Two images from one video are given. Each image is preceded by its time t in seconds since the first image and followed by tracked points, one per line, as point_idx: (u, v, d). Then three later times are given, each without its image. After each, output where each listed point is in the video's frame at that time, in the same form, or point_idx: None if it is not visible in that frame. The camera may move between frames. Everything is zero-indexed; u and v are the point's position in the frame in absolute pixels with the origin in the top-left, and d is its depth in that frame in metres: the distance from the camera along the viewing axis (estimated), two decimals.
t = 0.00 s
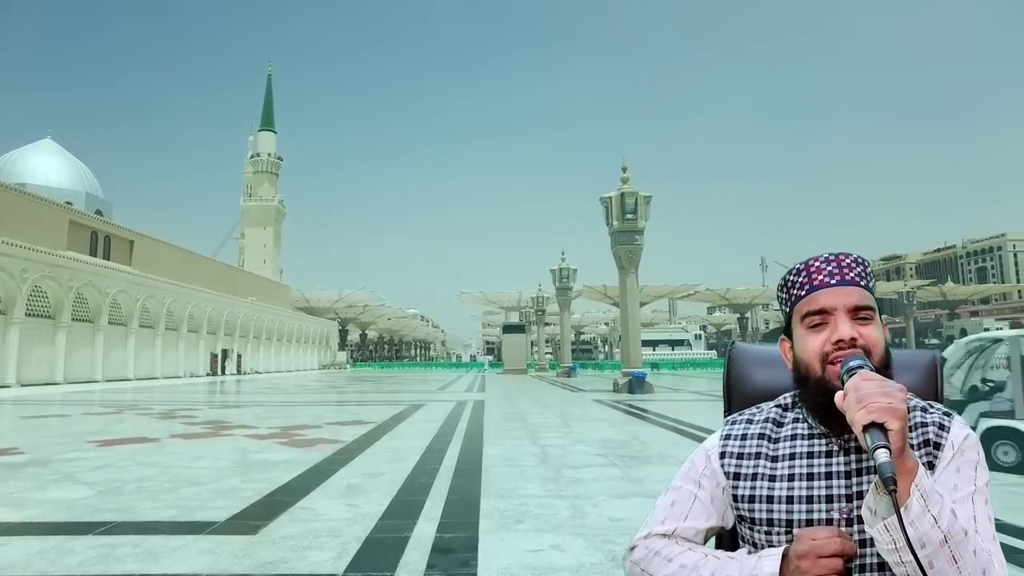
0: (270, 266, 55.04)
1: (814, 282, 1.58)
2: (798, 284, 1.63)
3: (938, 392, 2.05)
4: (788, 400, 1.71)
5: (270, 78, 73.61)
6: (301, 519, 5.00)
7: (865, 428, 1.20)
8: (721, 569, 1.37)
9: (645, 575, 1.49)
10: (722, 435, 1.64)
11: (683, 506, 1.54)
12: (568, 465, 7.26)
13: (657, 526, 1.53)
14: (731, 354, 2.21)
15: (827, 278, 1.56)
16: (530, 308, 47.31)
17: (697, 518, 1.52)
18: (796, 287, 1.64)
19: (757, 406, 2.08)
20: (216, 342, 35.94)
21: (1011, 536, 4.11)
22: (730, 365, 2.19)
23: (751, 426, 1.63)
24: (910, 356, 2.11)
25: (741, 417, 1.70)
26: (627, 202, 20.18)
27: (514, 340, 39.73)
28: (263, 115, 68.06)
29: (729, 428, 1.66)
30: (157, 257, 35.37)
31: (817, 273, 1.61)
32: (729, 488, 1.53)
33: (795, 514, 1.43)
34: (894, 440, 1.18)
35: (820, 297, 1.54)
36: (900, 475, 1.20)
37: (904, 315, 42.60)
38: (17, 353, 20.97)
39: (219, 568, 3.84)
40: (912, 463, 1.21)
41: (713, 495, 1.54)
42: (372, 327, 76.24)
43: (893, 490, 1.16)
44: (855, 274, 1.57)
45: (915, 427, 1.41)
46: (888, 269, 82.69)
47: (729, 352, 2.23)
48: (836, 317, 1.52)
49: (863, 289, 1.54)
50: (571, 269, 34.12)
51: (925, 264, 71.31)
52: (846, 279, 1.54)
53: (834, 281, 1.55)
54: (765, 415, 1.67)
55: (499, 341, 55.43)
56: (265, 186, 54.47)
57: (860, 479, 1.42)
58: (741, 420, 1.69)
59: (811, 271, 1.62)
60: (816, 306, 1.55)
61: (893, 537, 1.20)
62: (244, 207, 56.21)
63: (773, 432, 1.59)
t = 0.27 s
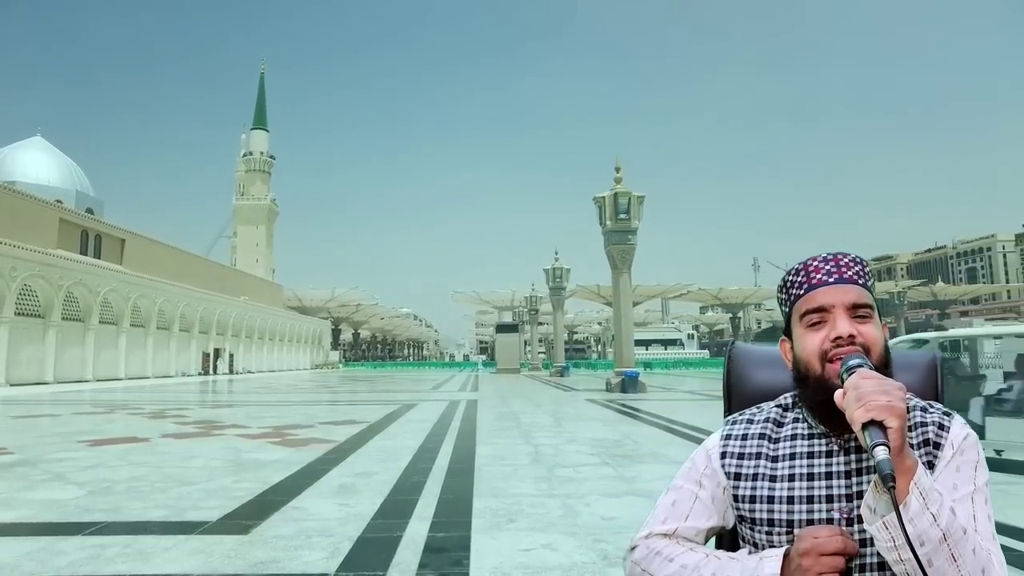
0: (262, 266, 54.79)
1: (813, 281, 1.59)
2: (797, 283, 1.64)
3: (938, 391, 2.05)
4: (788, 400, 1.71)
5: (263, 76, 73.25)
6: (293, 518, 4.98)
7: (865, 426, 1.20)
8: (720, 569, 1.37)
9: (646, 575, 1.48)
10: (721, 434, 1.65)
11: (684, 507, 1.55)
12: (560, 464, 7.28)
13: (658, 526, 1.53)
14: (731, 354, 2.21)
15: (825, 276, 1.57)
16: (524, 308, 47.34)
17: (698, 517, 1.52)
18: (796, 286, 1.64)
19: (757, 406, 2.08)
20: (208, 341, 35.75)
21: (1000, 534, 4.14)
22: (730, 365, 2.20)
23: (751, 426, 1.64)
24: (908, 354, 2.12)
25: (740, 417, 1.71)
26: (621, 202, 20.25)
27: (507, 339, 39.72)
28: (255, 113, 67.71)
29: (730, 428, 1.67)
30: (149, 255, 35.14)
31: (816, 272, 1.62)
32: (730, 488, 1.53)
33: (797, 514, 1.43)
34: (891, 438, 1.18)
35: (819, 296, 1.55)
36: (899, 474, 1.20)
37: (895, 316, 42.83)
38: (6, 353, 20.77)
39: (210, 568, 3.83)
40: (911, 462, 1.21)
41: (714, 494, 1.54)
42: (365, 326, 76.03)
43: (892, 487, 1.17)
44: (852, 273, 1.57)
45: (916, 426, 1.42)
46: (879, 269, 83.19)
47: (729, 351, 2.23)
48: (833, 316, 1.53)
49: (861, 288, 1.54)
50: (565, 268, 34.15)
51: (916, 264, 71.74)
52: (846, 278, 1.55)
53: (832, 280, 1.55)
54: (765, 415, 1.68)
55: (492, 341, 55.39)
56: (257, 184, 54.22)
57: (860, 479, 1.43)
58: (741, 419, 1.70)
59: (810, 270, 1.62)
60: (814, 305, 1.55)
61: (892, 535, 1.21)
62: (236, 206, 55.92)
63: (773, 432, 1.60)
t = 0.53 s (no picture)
0: (254, 265, 54.55)
1: (814, 281, 1.59)
2: (798, 283, 1.64)
3: (939, 392, 2.05)
4: (788, 400, 1.71)
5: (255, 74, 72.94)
6: (285, 518, 4.97)
7: (867, 428, 1.20)
8: (721, 569, 1.37)
9: (647, 574, 1.49)
10: (722, 434, 1.65)
11: (685, 506, 1.55)
12: (553, 463, 7.28)
13: (659, 527, 1.54)
14: (730, 354, 2.22)
15: (827, 276, 1.57)
16: (517, 307, 47.28)
17: (699, 518, 1.53)
18: (796, 287, 1.65)
19: (757, 406, 2.08)
20: (200, 341, 35.54)
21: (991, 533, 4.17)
22: (730, 366, 2.20)
23: (751, 426, 1.64)
24: (908, 354, 2.12)
25: (740, 416, 1.71)
26: (614, 202, 20.29)
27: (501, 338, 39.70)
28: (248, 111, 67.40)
29: (730, 427, 1.67)
30: (140, 254, 34.89)
31: (816, 271, 1.62)
32: (729, 488, 1.54)
33: (797, 515, 1.43)
34: (893, 440, 1.18)
35: (820, 295, 1.55)
36: (898, 476, 1.20)
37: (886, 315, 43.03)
38: None
39: (201, 568, 3.81)
40: (912, 464, 1.21)
41: (714, 494, 1.55)
42: (358, 326, 75.84)
43: (892, 488, 1.17)
44: (854, 273, 1.57)
45: (915, 427, 1.43)
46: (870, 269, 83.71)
47: (729, 352, 2.24)
48: (834, 315, 1.53)
49: (862, 288, 1.54)
50: (558, 268, 34.16)
51: (907, 265, 72.15)
52: (846, 279, 1.55)
53: (832, 279, 1.56)
54: (766, 414, 1.68)
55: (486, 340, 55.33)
56: (249, 183, 53.98)
57: (860, 479, 1.43)
58: (741, 419, 1.70)
59: (811, 270, 1.63)
60: (815, 305, 1.55)
61: (892, 537, 1.21)
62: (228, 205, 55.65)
63: (774, 432, 1.60)
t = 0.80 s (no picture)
0: (246, 264, 54.30)
1: (818, 277, 1.58)
2: (800, 280, 1.64)
3: (938, 390, 2.06)
4: (790, 398, 1.71)
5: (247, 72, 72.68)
6: (276, 518, 4.95)
7: (866, 425, 1.20)
8: (720, 568, 1.37)
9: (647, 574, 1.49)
10: (722, 433, 1.65)
11: (684, 506, 1.55)
12: (545, 463, 7.30)
13: (659, 527, 1.54)
14: (730, 353, 2.21)
15: (831, 273, 1.57)
16: (510, 307, 47.26)
17: (699, 518, 1.53)
18: (802, 282, 1.64)
19: (757, 405, 2.08)
20: (191, 340, 35.34)
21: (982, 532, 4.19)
22: (730, 364, 2.19)
23: (752, 424, 1.64)
24: (909, 353, 2.12)
25: (742, 415, 1.70)
26: (606, 202, 20.34)
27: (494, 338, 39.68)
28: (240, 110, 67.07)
29: (730, 427, 1.67)
30: (131, 253, 34.63)
31: (822, 268, 1.61)
32: (730, 486, 1.54)
33: (798, 512, 1.43)
34: (895, 439, 1.18)
35: (823, 291, 1.55)
36: (900, 473, 1.19)
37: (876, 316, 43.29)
38: None
39: (192, 568, 3.79)
40: (911, 461, 1.21)
41: (714, 493, 1.55)
42: (350, 325, 75.65)
43: (894, 486, 1.17)
44: (857, 271, 1.57)
45: (917, 425, 1.42)
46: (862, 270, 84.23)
47: (728, 351, 2.23)
48: (839, 311, 1.53)
49: (865, 285, 1.54)
50: (551, 267, 34.17)
51: (897, 265, 72.64)
52: (849, 275, 1.55)
53: (836, 276, 1.56)
54: (766, 413, 1.67)
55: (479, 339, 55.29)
56: (241, 182, 53.74)
57: (860, 477, 1.43)
58: (741, 418, 1.69)
59: (814, 267, 1.62)
60: (819, 300, 1.55)
61: (892, 535, 1.20)
62: (220, 204, 55.37)
63: (774, 430, 1.60)
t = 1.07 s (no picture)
0: (237, 263, 54.01)
1: (818, 279, 1.57)
2: (803, 281, 1.63)
3: (936, 390, 2.10)
4: (789, 396, 1.69)
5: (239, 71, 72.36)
6: (267, 518, 4.92)
7: (866, 421, 1.19)
8: (714, 564, 1.35)
9: (640, 573, 1.47)
10: (720, 430, 1.63)
11: (679, 505, 1.53)
12: (537, 462, 7.30)
13: (653, 526, 1.52)
14: (731, 354, 2.23)
15: (830, 274, 1.56)
16: (503, 307, 47.28)
17: (692, 516, 1.50)
18: (802, 283, 1.63)
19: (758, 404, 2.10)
20: (182, 340, 35.12)
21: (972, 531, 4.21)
22: (730, 364, 2.21)
23: (751, 418, 1.61)
24: (908, 353, 2.17)
25: (739, 410, 1.68)
26: (599, 202, 20.37)
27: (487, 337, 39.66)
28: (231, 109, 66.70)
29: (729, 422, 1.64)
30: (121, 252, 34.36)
31: (822, 270, 1.60)
32: (728, 481, 1.52)
33: (794, 507, 1.41)
34: (893, 435, 1.17)
35: (824, 292, 1.54)
36: (898, 469, 1.18)
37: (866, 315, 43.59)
38: None
39: (182, 569, 3.77)
40: (911, 456, 1.19)
41: (709, 491, 1.53)
42: (343, 325, 75.45)
43: (892, 481, 1.16)
44: (856, 273, 1.56)
45: (915, 417, 1.41)
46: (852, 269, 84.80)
47: (729, 352, 2.25)
48: (839, 312, 1.52)
49: (865, 288, 1.53)
50: (543, 267, 34.16)
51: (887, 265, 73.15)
52: (849, 277, 1.54)
53: (836, 278, 1.55)
54: (766, 407, 1.65)
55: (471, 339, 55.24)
56: (233, 180, 53.46)
57: (861, 471, 1.40)
58: (739, 412, 1.67)
59: (816, 269, 1.61)
60: (819, 301, 1.55)
61: (892, 530, 1.18)
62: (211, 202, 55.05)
63: (773, 424, 1.58)
